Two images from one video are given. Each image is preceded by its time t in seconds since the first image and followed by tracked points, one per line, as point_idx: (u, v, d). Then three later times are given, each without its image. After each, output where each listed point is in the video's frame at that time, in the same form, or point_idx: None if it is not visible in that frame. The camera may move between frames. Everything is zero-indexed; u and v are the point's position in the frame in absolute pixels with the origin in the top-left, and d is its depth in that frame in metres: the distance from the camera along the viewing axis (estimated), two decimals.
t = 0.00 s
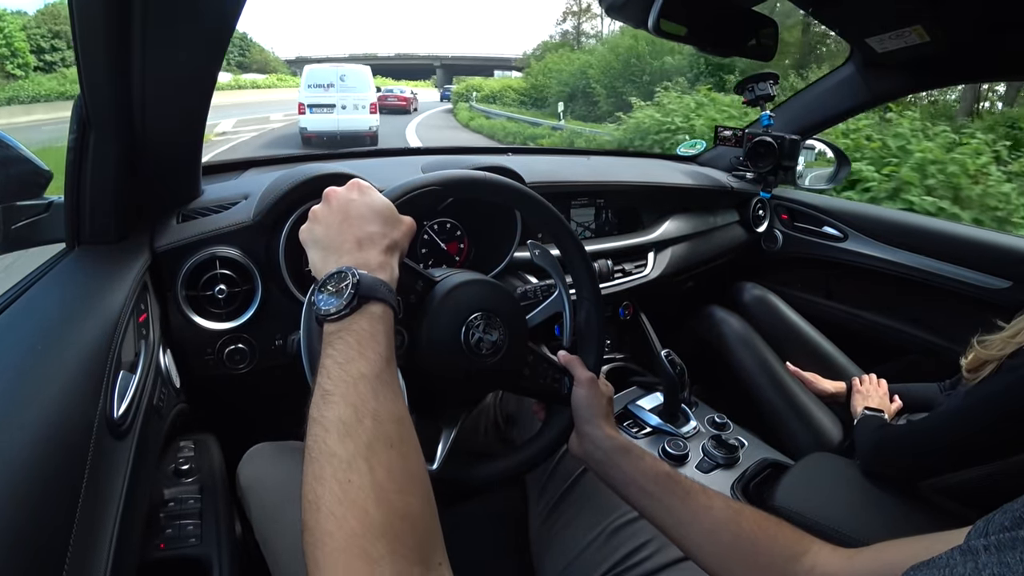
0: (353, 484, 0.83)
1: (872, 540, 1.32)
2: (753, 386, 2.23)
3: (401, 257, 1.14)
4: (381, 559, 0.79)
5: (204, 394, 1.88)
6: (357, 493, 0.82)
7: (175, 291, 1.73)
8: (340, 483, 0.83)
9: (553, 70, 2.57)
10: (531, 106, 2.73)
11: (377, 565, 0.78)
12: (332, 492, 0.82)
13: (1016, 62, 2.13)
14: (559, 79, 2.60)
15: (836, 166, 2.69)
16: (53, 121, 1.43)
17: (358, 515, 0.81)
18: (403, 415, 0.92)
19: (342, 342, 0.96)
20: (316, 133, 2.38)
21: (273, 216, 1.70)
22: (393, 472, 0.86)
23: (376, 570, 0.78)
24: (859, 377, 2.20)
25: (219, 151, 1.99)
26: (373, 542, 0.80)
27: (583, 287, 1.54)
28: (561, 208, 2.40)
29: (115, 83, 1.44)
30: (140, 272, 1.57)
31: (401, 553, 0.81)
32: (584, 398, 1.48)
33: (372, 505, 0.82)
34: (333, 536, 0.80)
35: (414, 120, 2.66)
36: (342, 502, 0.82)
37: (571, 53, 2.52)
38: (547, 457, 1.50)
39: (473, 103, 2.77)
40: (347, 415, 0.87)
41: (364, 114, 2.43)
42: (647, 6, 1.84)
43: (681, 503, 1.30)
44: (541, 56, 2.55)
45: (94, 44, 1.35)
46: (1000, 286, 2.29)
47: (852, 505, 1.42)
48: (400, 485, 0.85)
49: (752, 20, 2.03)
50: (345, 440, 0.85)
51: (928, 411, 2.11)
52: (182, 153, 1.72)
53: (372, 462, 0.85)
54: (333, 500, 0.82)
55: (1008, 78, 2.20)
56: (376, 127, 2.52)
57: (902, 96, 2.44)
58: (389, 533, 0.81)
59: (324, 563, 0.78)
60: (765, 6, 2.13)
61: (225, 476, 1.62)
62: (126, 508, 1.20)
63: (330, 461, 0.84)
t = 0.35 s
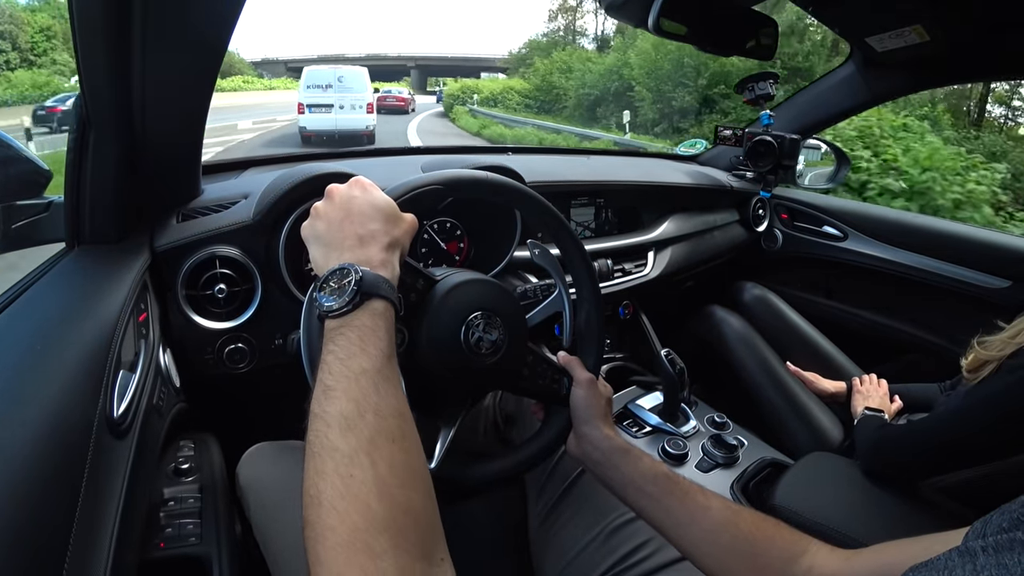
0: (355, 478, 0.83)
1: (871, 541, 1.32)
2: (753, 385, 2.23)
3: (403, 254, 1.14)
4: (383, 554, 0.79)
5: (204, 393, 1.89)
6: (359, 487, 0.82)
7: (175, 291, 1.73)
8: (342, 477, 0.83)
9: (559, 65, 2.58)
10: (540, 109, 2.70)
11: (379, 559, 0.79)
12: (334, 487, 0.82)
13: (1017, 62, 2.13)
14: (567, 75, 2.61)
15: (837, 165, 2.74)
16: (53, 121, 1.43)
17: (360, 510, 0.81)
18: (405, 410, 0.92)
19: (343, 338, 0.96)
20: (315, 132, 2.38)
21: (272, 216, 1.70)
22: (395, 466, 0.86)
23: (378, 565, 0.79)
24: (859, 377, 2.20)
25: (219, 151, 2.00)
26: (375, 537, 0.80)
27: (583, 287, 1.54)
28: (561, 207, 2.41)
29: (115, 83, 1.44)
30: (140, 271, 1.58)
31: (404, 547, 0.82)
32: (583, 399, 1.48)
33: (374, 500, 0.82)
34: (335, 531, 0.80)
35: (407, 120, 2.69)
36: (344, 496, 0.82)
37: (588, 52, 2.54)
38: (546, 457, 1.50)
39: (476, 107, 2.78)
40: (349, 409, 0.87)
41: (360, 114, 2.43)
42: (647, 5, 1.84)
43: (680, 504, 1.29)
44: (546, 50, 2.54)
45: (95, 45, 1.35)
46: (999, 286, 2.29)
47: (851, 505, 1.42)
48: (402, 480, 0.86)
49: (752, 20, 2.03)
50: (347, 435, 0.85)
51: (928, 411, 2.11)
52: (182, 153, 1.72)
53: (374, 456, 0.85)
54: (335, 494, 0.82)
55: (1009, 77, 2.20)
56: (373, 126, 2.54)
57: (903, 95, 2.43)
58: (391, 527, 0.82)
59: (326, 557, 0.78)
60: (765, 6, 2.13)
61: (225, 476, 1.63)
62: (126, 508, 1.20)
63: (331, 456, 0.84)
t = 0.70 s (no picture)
0: (356, 475, 0.83)
1: (872, 540, 1.32)
2: (754, 386, 2.22)
3: (404, 252, 1.14)
4: (386, 551, 0.79)
5: (205, 394, 1.89)
6: (361, 484, 0.82)
7: (176, 291, 1.73)
8: (343, 474, 0.82)
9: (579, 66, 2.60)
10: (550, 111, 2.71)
11: (381, 556, 0.79)
12: (335, 484, 0.82)
13: (1017, 62, 2.13)
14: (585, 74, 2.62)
15: (835, 165, 2.72)
16: (53, 122, 1.43)
17: (361, 507, 0.81)
18: (406, 407, 0.92)
19: (344, 336, 0.96)
20: (315, 133, 2.35)
21: (272, 216, 1.69)
22: (396, 464, 0.86)
23: (380, 562, 0.78)
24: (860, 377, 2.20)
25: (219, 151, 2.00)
26: (377, 534, 0.80)
27: (583, 287, 1.54)
28: (561, 207, 2.41)
29: (115, 83, 1.44)
30: (140, 272, 1.58)
31: (406, 545, 0.81)
32: (582, 402, 1.48)
33: (375, 497, 0.82)
34: (337, 528, 0.80)
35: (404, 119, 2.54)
36: (345, 493, 0.82)
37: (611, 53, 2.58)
38: (547, 456, 1.50)
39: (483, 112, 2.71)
40: (350, 406, 0.87)
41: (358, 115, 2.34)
42: (647, 5, 1.85)
43: (679, 504, 1.29)
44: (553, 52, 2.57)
45: (95, 46, 1.35)
46: (999, 285, 2.29)
47: (852, 504, 1.42)
48: (404, 477, 0.85)
49: (751, 19, 2.03)
50: (348, 432, 0.85)
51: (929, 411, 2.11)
52: (182, 153, 1.73)
53: (375, 453, 0.85)
54: (336, 491, 0.81)
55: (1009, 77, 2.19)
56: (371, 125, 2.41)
57: (902, 95, 2.43)
58: (392, 524, 0.82)
59: (327, 554, 0.78)
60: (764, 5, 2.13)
61: (226, 476, 1.62)
62: (127, 509, 1.20)
63: (332, 453, 0.84)
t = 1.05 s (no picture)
0: (356, 473, 0.82)
1: (873, 541, 1.32)
2: (754, 387, 2.22)
3: (404, 252, 1.14)
4: (386, 548, 0.79)
5: (204, 394, 1.89)
6: (361, 481, 0.82)
7: (176, 291, 1.73)
8: (344, 472, 0.82)
9: (608, 62, 2.71)
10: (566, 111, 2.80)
11: (381, 553, 0.79)
12: (336, 481, 0.82)
13: (1018, 63, 2.13)
14: (616, 73, 2.73)
15: (836, 165, 2.78)
16: (53, 121, 1.42)
17: (362, 504, 0.81)
18: (406, 405, 0.92)
19: (344, 335, 0.96)
20: (314, 132, 2.38)
21: (273, 216, 1.69)
22: (397, 461, 0.86)
23: (381, 559, 0.78)
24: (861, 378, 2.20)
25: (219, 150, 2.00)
26: (377, 531, 0.80)
27: (583, 287, 1.54)
28: (561, 207, 2.41)
29: (116, 83, 1.44)
30: (140, 271, 1.58)
31: (406, 542, 0.81)
32: (582, 402, 1.48)
33: (376, 494, 0.82)
34: (338, 525, 0.79)
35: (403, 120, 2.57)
36: (346, 490, 0.81)
37: (644, 53, 2.67)
38: (547, 456, 1.50)
39: (501, 118, 2.72)
40: (350, 404, 0.87)
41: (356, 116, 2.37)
42: (648, 6, 1.85)
43: (680, 505, 1.28)
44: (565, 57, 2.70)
45: (96, 46, 1.35)
46: (999, 285, 2.30)
47: (853, 505, 1.42)
48: (404, 475, 0.85)
49: (752, 20, 2.04)
50: (348, 430, 0.85)
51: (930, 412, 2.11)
52: (182, 154, 1.73)
53: (375, 451, 0.84)
54: (336, 488, 0.81)
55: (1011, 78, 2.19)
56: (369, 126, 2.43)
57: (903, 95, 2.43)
58: (393, 521, 0.82)
59: (327, 551, 0.78)
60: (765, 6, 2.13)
61: (226, 476, 1.63)
62: (127, 508, 1.20)
63: (333, 450, 0.84)
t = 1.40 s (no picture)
0: (354, 475, 0.83)
1: (873, 542, 1.32)
2: (755, 386, 2.22)
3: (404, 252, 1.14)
4: (383, 551, 0.80)
5: (204, 394, 1.89)
6: (359, 484, 0.82)
7: (176, 291, 1.73)
8: (341, 474, 0.82)
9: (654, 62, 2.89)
10: (604, 116, 2.95)
11: (378, 555, 0.79)
12: (333, 484, 0.82)
13: (1018, 63, 2.13)
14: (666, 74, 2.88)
15: (837, 163, 2.73)
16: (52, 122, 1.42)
17: (359, 507, 0.81)
18: (405, 406, 0.92)
19: (342, 337, 0.96)
20: (313, 131, 2.41)
21: (273, 216, 1.69)
22: (394, 463, 0.85)
23: (378, 562, 0.79)
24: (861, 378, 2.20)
25: (218, 150, 2.00)
26: (375, 534, 0.80)
27: (583, 287, 1.54)
28: (561, 207, 2.41)
29: (116, 83, 1.44)
30: (140, 271, 1.58)
31: (404, 545, 0.82)
32: (582, 402, 1.47)
33: (373, 497, 0.82)
34: (336, 527, 0.80)
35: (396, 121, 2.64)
36: (343, 493, 0.82)
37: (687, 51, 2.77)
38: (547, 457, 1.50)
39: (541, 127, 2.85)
40: (348, 407, 0.87)
41: (355, 117, 2.42)
42: (648, 6, 1.85)
43: (680, 505, 1.28)
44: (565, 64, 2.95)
45: (96, 47, 1.35)
46: (998, 285, 2.30)
47: (853, 505, 1.42)
48: (402, 477, 0.85)
49: (752, 20, 2.04)
50: (346, 432, 0.85)
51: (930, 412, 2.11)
52: (182, 154, 1.73)
53: (373, 453, 0.84)
54: (334, 491, 0.82)
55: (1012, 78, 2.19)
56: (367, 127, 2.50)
57: (904, 95, 2.43)
58: (390, 524, 0.82)
59: (325, 553, 0.78)
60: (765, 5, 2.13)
61: (226, 476, 1.63)
62: (127, 508, 1.20)
63: (330, 453, 0.84)
